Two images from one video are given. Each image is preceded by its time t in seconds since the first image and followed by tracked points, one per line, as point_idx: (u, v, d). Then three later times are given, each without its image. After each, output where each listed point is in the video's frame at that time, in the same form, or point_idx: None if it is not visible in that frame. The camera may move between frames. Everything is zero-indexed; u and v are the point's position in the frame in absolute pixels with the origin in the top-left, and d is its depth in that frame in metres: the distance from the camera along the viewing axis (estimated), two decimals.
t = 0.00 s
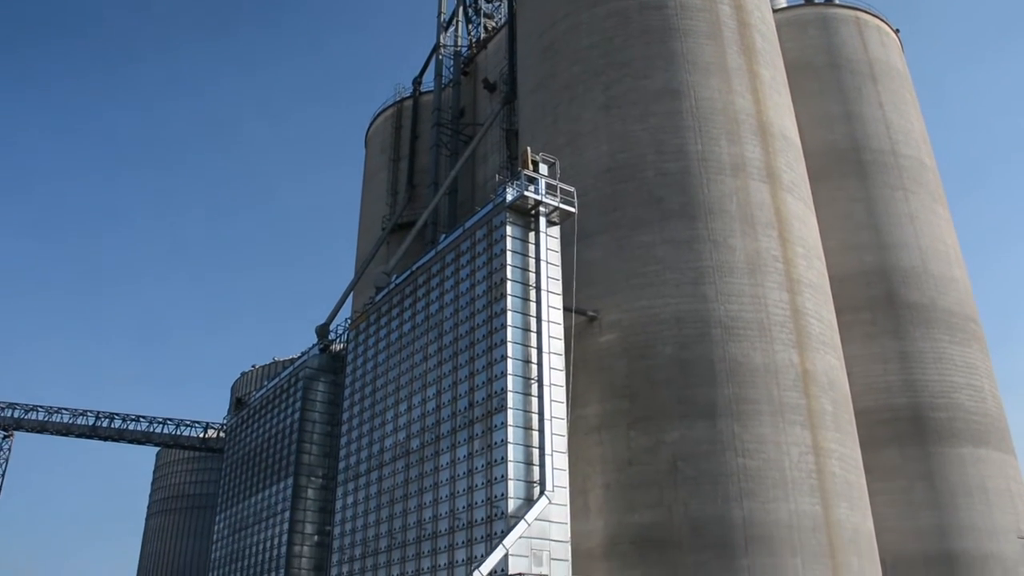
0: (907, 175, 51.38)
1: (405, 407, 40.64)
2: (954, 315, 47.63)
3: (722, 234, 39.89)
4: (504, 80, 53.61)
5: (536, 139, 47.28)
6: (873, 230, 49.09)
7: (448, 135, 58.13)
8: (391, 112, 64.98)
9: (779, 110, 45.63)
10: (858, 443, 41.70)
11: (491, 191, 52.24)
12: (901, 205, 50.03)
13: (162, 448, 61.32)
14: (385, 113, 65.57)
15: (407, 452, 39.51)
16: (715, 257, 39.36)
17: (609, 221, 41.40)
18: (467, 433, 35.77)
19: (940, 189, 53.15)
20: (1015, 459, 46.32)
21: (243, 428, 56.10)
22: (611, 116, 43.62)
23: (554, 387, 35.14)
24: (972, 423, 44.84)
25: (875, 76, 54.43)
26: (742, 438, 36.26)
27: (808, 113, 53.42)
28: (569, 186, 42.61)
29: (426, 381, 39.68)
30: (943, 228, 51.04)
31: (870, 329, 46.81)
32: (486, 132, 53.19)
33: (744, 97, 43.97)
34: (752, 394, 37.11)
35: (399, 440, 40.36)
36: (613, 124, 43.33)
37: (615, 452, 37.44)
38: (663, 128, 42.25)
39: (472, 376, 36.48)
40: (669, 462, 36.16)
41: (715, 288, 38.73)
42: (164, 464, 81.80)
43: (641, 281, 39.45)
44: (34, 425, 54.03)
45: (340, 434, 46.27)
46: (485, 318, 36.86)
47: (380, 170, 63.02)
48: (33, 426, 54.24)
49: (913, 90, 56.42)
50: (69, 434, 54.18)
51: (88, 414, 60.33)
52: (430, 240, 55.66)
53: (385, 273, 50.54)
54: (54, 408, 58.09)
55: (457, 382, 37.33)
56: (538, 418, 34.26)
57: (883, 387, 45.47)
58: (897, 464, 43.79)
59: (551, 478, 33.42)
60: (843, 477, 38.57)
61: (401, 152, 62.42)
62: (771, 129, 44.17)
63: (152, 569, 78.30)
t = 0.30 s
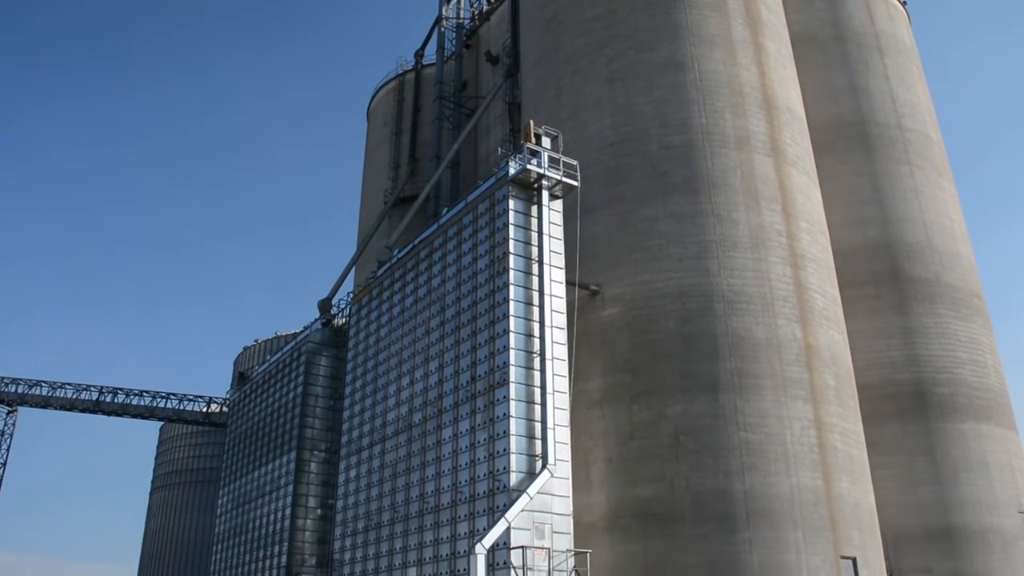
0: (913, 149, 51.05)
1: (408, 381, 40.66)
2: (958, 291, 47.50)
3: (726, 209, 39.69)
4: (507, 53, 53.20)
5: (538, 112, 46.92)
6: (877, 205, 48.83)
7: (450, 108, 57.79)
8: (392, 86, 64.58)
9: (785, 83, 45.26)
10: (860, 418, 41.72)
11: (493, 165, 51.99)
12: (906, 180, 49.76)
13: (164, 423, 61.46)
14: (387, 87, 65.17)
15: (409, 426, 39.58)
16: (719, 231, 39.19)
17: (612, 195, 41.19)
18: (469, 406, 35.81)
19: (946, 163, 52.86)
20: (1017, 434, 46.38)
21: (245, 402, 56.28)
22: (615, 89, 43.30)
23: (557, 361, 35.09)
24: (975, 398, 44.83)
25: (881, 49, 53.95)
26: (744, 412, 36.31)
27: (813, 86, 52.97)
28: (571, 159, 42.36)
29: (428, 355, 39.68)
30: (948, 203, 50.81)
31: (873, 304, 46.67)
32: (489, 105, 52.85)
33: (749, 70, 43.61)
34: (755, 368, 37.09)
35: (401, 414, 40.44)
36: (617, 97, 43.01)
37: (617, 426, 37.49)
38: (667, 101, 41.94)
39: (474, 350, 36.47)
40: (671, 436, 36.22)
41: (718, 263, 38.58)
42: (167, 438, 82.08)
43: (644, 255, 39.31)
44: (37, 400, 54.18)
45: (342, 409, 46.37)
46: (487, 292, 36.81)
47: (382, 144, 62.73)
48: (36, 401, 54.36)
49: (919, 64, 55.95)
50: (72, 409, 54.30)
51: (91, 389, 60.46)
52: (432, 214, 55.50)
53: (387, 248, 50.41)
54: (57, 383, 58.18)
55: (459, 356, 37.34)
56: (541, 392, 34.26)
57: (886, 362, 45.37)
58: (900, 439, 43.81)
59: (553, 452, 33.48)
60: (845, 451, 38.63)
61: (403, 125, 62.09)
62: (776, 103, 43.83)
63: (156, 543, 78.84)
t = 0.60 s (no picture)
0: (918, 124, 50.72)
1: (409, 356, 40.68)
2: (961, 267, 47.38)
3: (729, 184, 39.51)
4: (509, 27, 52.77)
5: (541, 87, 46.60)
6: (881, 180, 48.57)
7: (452, 83, 57.44)
8: (394, 61, 64.18)
9: (789, 58, 44.92)
10: (862, 393, 41.74)
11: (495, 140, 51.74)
12: (910, 155, 49.49)
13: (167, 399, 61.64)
14: (388, 62, 64.77)
15: (410, 402, 39.65)
16: (722, 206, 39.03)
17: (615, 170, 40.99)
18: (471, 382, 35.86)
19: (951, 139, 52.54)
20: (1018, 411, 46.44)
21: (248, 378, 56.41)
22: (618, 63, 42.99)
23: (559, 336, 35.07)
24: (977, 374, 44.82)
25: (887, 23, 53.46)
26: (746, 388, 36.37)
27: (818, 61, 52.52)
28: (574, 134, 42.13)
29: (430, 331, 39.68)
30: (953, 179, 50.56)
31: (876, 280, 46.55)
32: (491, 79, 52.51)
33: (753, 44, 43.24)
34: (756, 344, 37.11)
35: (403, 389, 40.50)
36: (620, 71, 42.71)
37: (618, 402, 37.55)
38: (670, 75, 41.65)
39: (476, 325, 36.47)
40: (673, 412, 36.30)
41: (721, 238, 38.47)
42: (170, 414, 82.43)
43: (647, 231, 39.18)
44: (41, 377, 54.33)
45: (344, 385, 46.45)
46: (489, 267, 36.75)
47: (384, 119, 62.47)
48: (39, 378, 54.49)
49: (925, 38, 55.47)
50: (75, 385, 54.45)
51: (94, 365, 60.59)
52: (434, 189, 55.35)
53: (388, 224, 50.29)
54: (60, 360, 58.31)
55: (461, 332, 37.33)
56: (543, 367, 34.28)
57: (888, 338, 45.32)
58: (901, 416, 43.87)
59: (555, 427, 33.54)
60: (847, 427, 38.67)
61: (404, 100, 61.77)
62: (780, 77, 43.49)
63: (160, 518, 79.30)
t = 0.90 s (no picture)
0: (922, 101, 50.41)
1: (410, 334, 40.72)
2: (963, 244, 47.29)
3: (731, 160, 39.35)
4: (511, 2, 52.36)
5: (542, 63, 46.33)
6: (884, 157, 48.33)
7: (453, 59, 57.10)
8: (394, 36, 63.78)
9: (793, 33, 44.59)
10: (863, 370, 41.77)
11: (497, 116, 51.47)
12: (914, 131, 49.23)
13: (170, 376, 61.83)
14: (388, 38, 64.37)
15: (412, 379, 39.75)
16: (724, 183, 38.90)
17: (617, 147, 40.82)
18: (472, 359, 35.93)
19: (955, 115, 52.24)
20: (1019, 388, 46.49)
21: (250, 356, 56.53)
22: (620, 39, 42.69)
23: (560, 313, 35.09)
24: (978, 352, 44.84)
25: None
26: (746, 365, 36.43)
27: (821, 36, 52.11)
28: (575, 110, 41.93)
29: (431, 308, 39.70)
30: (956, 156, 50.32)
31: (878, 258, 46.46)
32: (492, 55, 52.19)
33: (756, 19, 42.90)
34: (758, 321, 37.14)
35: (404, 367, 40.58)
36: (621, 47, 42.43)
37: (619, 379, 37.60)
38: (672, 51, 41.37)
39: (477, 303, 36.49)
40: (674, 388, 36.38)
41: (723, 215, 38.38)
42: (172, 391, 82.72)
43: (648, 208, 39.07)
44: (43, 355, 54.44)
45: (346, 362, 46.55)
46: (490, 244, 36.71)
47: (385, 95, 62.19)
48: (42, 356, 54.62)
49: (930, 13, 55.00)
50: (78, 363, 54.59)
51: (96, 343, 60.72)
52: (435, 166, 55.18)
53: (389, 201, 50.19)
54: (62, 338, 58.44)
55: (462, 309, 37.35)
56: (544, 345, 34.32)
57: (889, 315, 45.29)
58: (901, 393, 43.95)
59: (556, 404, 33.61)
60: (847, 404, 38.71)
61: (405, 76, 61.43)
62: (783, 53, 43.19)
63: (165, 494, 79.71)
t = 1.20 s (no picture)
0: (925, 78, 50.21)
1: (412, 312, 40.77)
2: (965, 222, 47.29)
3: (733, 138, 39.27)
4: None
5: (543, 40, 46.12)
6: (886, 135, 48.19)
7: (453, 36, 56.79)
8: (394, 14, 63.43)
9: (795, 9, 44.36)
10: (863, 347, 41.81)
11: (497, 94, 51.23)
12: (916, 109, 49.07)
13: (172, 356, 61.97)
14: (388, 16, 64.02)
15: (414, 357, 39.83)
16: (725, 161, 38.84)
17: (618, 124, 40.71)
18: (473, 337, 35.99)
19: (957, 92, 52.03)
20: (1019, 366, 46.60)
21: (251, 334, 56.61)
22: (621, 16, 42.48)
23: (561, 291, 35.12)
24: (978, 330, 44.91)
25: None
26: (747, 342, 36.51)
27: (823, 13, 51.83)
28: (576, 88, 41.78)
29: (433, 286, 39.73)
30: (959, 133, 50.19)
31: (879, 236, 46.43)
32: (493, 33, 51.88)
33: None
34: (759, 299, 37.19)
35: (406, 345, 40.65)
36: (622, 24, 42.22)
37: (620, 356, 37.68)
38: (674, 27, 41.18)
39: (479, 281, 36.49)
40: (675, 366, 36.47)
41: (724, 193, 38.35)
42: (175, 370, 82.91)
43: (650, 185, 39.02)
44: (45, 335, 54.51)
45: (347, 340, 46.63)
46: (491, 222, 36.67)
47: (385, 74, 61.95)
48: (44, 336, 54.71)
49: None
50: (80, 343, 54.69)
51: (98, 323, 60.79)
52: (436, 144, 55.02)
53: (390, 180, 50.10)
54: (64, 318, 58.53)
55: (463, 286, 37.36)
56: (545, 323, 34.38)
57: (890, 293, 45.29)
58: (902, 370, 44.03)
59: (557, 381, 33.70)
60: (847, 381, 38.79)
61: (405, 54, 61.12)
62: (785, 30, 42.98)
63: (168, 473, 80.12)
